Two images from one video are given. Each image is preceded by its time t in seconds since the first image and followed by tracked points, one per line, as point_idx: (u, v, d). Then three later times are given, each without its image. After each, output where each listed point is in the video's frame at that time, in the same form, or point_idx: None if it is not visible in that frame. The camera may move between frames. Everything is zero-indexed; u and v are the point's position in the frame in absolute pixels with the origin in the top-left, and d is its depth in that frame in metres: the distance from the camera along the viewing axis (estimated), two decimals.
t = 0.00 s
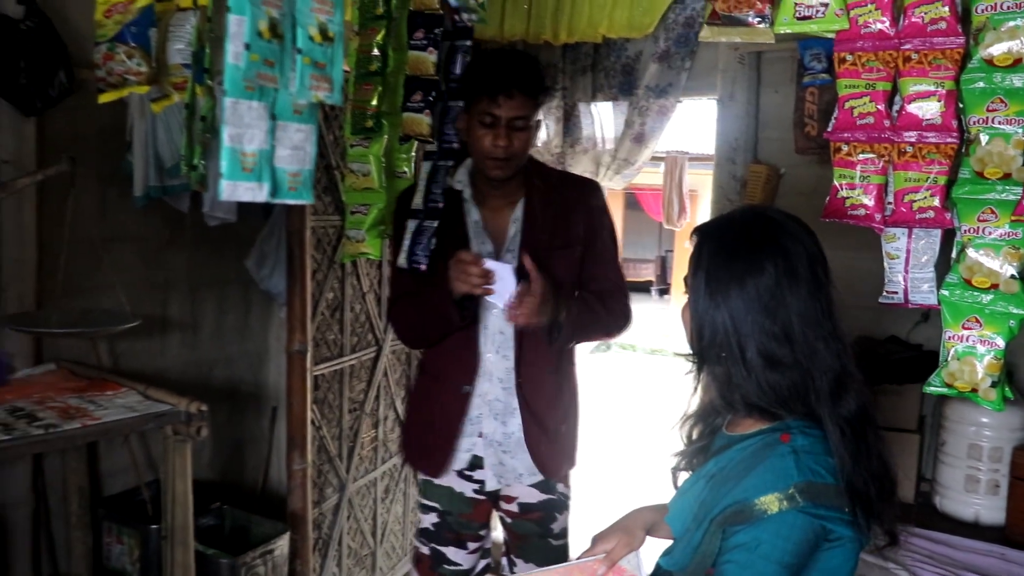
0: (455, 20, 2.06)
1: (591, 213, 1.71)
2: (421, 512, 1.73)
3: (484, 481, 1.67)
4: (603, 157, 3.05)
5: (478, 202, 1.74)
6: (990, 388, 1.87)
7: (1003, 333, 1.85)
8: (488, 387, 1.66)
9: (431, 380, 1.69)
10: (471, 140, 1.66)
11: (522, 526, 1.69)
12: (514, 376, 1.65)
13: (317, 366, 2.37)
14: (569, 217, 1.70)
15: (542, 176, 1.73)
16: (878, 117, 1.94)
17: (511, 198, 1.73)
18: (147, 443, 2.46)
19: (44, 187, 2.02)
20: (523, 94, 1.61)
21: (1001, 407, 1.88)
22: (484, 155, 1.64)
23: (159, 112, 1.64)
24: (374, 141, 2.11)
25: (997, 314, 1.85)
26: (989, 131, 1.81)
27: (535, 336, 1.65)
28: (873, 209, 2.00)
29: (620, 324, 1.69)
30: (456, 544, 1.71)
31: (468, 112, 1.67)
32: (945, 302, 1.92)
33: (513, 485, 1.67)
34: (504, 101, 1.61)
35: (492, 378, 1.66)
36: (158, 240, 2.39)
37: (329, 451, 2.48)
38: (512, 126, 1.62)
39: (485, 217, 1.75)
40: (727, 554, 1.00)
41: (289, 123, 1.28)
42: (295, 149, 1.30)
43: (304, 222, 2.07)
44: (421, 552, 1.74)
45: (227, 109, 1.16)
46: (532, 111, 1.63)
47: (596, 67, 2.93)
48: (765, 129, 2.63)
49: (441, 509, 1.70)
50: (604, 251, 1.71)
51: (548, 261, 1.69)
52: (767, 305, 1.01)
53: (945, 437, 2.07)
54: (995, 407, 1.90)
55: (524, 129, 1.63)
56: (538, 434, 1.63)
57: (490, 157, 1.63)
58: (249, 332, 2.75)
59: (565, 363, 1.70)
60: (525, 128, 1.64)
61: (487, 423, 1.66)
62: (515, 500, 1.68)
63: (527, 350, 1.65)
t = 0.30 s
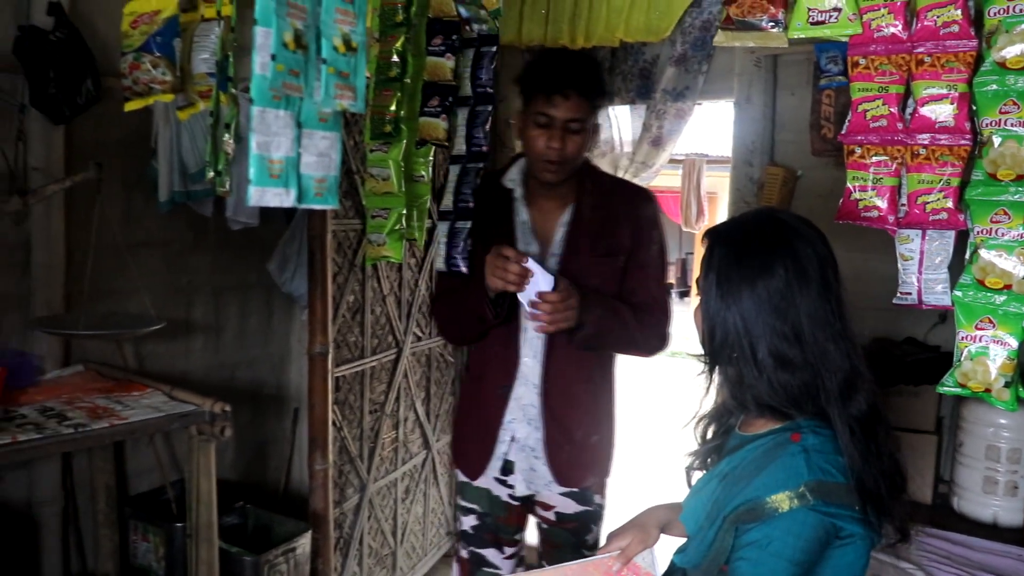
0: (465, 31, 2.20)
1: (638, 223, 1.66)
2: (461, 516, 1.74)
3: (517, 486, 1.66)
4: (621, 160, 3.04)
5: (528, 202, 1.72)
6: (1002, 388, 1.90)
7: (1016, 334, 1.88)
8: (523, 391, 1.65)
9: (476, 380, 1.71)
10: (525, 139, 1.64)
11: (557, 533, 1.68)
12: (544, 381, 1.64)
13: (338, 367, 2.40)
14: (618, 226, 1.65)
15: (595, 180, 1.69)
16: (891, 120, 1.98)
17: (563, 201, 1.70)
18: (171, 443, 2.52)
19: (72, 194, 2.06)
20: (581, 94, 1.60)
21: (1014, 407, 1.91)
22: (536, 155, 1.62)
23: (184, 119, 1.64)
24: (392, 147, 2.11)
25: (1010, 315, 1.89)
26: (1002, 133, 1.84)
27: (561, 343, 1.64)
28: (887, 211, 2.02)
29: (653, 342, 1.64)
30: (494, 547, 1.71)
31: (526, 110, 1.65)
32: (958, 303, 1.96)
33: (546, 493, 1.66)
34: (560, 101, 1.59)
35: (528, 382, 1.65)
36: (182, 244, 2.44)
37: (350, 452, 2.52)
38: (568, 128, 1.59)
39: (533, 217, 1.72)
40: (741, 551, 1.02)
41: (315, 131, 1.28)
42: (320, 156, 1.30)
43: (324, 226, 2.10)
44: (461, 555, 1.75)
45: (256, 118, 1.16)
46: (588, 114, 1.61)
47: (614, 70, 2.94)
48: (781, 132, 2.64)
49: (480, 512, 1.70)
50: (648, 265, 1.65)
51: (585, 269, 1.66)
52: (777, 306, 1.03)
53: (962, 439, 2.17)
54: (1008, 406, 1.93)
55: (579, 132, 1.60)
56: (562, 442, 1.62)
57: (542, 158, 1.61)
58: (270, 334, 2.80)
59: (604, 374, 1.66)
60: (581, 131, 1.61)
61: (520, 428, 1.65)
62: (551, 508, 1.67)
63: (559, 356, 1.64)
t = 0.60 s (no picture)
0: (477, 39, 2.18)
1: (680, 234, 1.73)
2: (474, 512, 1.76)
3: (544, 488, 1.70)
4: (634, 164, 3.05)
5: (568, 206, 1.77)
6: (1016, 389, 1.91)
7: None
8: (554, 399, 1.70)
9: (507, 385, 1.76)
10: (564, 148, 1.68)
11: (579, 538, 1.75)
12: (583, 396, 1.68)
13: (354, 369, 2.43)
14: (659, 238, 1.72)
15: (636, 189, 1.75)
16: (904, 123, 1.99)
17: (604, 204, 1.75)
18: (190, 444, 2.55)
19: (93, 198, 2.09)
20: (622, 106, 1.62)
21: None
22: (576, 167, 1.66)
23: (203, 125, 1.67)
24: (409, 150, 2.12)
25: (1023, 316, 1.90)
26: (1014, 135, 1.86)
27: (603, 354, 1.68)
28: (899, 213, 2.06)
29: (691, 350, 1.69)
30: (511, 541, 1.73)
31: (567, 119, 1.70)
32: (971, 304, 1.98)
33: (575, 502, 1.70)
34: (601, 112, 1.63)
35: (560, 391, 1.70)
36: (200, 247, 2.47)
37: (366, 453, 2.55)
38: (606, 140, 1.63)
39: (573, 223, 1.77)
40: (751, 551, 1.03)
41: (335, 138, 1.29)
42: (340, 162, 1.31)
43: (340, 228, 2.12)
44: (474, 552, 1.76)
45: (275, 126, 1.18)
46: (628, 127, 1.64)
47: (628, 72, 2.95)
48: (795, 134, 2.63)
49: (497, 509, 1.73)
50: (688, 276, 1.72)
51: (626, 282, 1.71)
52: (787, 308, 1.04)
53: (976, 441, 2.25)
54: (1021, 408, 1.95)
55: (619, 145, 1.64)
56: (602, 457, 1.66)
57: (583, 170, 1.65)
58: (287, 336, 2.83)
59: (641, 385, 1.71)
60: (621, 144, 1.64)
61: (551, 436, 1.70)
62: (574, 510, 1.73)
63: (596, 367, 1.68)
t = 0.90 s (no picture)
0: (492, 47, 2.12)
1: (674, 236, 1.69)
2: (478, 523, 1.72)
3: (547, 496, 1.67)
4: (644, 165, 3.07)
5: (562, 213, 1.72)
6: None
7: None
8: (555, 406, 1.67)
9: (504, 394, 1.72)
10: (561, 152, 1.66)
11: (581, 545, 1.71)
12: (582, 400, 1.66)
13: (365, 372, 2.45)
14: (654, 240, 1.68)
15: (631, 193, 1.72)
16: (911, 126, 2.00)
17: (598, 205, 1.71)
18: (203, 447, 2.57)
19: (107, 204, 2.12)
20: (621, 111, 1.60)
21: None
22: (570, 170, 1.64)
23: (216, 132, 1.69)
24: (418, 155, 2.13)
25: None
26: (1021, 138, 1.87)
27: (597, 363, 1.65)
28: (907, 216, 2.06)
29: (686, 355, 1.65)
30: (519, 552, 1.70)
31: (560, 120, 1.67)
32: (980, 307, 1.99)
33: (579, 509, 1.67)
34: (599, 118, 1.60)
35: (561, 399, 1.67)
36: (212, 252, 2.50)
37: (377, 455, 2.56)
38: (604, 145, 1.61)
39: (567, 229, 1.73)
40: (761, 552, 1.04)
41: (346, 147, 1.30)
42: (352, 170, 1.32)
43: (351, 232, 2.13)
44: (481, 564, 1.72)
45: (288, 136, 1.20)
46: (626, 132, 1.62)
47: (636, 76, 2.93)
48: (804, 135, 2.63)
49: (502, 519, 1.70)
50: (681, 279, 1.69)
51: (621, 286, 1.67)
52: (797, 312, 1.05)
53: (986, 442, 2.25)
54: None
55: (616, 150, 1.62)
56: (598, 459, 1.64)
57: (576, 174, 1.63)
58: (299, 339, 2.86)
59: (636, 387, 1.69)
60: (619, 149, 1.62)
61: (552, 443, 1.67)
62: (575, 519, 1.69)
63: (593, 373, 1.65)
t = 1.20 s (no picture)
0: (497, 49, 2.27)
1: (630, 224, 1.69)
2: (450, 523, 1.71)
3: (519, 495, 1.65)
4: (642, 163, 3.06)
5: (519, 211, 1.70)
6: (1016, 389, 1.94)
7: None
8: (526, 403, 1.66)
9: (472, 396, 1.70)
10: (514, 145, 1.63)
11: (560, 542, 1.68)
12: (546, 391, 1.64)
13: (364, 370, 2.46)
14: (612, 229, 1.67)
15: (587, 184, 1.70)
16: (904, 127, 2.02)
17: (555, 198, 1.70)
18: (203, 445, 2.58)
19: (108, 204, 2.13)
20: (571, 100, 1.58)
21: None
22: (526, 162, 1.60)
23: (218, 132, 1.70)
24: (414, 155, 2.16)
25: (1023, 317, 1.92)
26: (1014, 139, 1.88)
27: (561, 355, 1.64)
28: (900, 216, 2.08)
29: (647, 343, 1.63)
30: (487, 555, 1.69)
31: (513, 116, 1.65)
32: (972, 305, 2.00)
33: (552, 504, 1.65)
34: (551, 107, 1.58)
35: (532, 394, 1.66)
36: (211, 251, 2.51)
37: (376, 453, 2.57)
38: (557, 134, 1.58)
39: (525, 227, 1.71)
40: (761, 548, 1.05)
41: (347, 149, 1.30)
42: (353, 171, 1.31)
43: (350, 232, 2.15)
44: (452, 564, 1.72)
45: (292, 138, 1.21)
46: (578, 121, 1.60)
47: (634, 75, 2.99)
48: (800, 135, 2.65)
49: (474, 520, 1.69)
50: (642, 266, 1.68)
51: (582, 274, 1.66)
52: (798, 311, 1.06)
53: (981, 439, 2.27)
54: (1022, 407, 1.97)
55: (570, 139, 1.59)
56: (564, 448, 1.62)
57: (532, 165, 1.60)
58: (298, 338, 2.87)
59: (602, 376, 1.68)
60: (573, 137, 1.60)
61: (525, 440, 1.65)
62: (553, 516, 1.66)
63: (557, 364, 1.65)
